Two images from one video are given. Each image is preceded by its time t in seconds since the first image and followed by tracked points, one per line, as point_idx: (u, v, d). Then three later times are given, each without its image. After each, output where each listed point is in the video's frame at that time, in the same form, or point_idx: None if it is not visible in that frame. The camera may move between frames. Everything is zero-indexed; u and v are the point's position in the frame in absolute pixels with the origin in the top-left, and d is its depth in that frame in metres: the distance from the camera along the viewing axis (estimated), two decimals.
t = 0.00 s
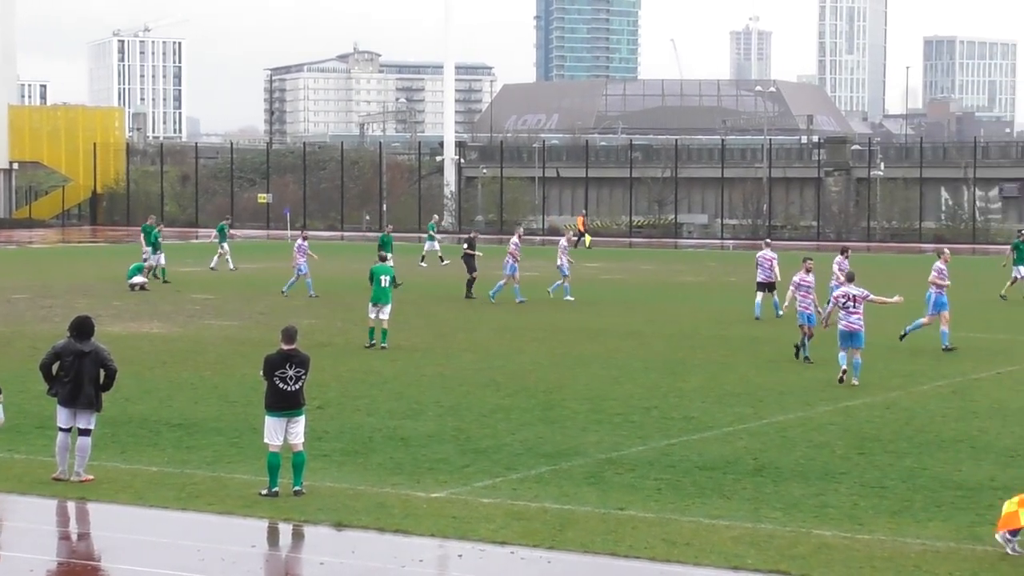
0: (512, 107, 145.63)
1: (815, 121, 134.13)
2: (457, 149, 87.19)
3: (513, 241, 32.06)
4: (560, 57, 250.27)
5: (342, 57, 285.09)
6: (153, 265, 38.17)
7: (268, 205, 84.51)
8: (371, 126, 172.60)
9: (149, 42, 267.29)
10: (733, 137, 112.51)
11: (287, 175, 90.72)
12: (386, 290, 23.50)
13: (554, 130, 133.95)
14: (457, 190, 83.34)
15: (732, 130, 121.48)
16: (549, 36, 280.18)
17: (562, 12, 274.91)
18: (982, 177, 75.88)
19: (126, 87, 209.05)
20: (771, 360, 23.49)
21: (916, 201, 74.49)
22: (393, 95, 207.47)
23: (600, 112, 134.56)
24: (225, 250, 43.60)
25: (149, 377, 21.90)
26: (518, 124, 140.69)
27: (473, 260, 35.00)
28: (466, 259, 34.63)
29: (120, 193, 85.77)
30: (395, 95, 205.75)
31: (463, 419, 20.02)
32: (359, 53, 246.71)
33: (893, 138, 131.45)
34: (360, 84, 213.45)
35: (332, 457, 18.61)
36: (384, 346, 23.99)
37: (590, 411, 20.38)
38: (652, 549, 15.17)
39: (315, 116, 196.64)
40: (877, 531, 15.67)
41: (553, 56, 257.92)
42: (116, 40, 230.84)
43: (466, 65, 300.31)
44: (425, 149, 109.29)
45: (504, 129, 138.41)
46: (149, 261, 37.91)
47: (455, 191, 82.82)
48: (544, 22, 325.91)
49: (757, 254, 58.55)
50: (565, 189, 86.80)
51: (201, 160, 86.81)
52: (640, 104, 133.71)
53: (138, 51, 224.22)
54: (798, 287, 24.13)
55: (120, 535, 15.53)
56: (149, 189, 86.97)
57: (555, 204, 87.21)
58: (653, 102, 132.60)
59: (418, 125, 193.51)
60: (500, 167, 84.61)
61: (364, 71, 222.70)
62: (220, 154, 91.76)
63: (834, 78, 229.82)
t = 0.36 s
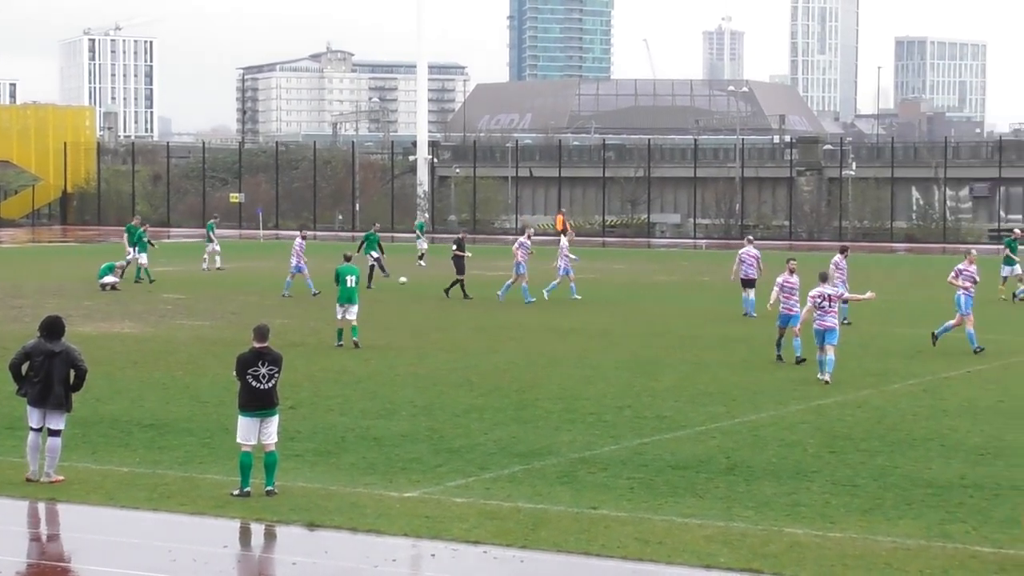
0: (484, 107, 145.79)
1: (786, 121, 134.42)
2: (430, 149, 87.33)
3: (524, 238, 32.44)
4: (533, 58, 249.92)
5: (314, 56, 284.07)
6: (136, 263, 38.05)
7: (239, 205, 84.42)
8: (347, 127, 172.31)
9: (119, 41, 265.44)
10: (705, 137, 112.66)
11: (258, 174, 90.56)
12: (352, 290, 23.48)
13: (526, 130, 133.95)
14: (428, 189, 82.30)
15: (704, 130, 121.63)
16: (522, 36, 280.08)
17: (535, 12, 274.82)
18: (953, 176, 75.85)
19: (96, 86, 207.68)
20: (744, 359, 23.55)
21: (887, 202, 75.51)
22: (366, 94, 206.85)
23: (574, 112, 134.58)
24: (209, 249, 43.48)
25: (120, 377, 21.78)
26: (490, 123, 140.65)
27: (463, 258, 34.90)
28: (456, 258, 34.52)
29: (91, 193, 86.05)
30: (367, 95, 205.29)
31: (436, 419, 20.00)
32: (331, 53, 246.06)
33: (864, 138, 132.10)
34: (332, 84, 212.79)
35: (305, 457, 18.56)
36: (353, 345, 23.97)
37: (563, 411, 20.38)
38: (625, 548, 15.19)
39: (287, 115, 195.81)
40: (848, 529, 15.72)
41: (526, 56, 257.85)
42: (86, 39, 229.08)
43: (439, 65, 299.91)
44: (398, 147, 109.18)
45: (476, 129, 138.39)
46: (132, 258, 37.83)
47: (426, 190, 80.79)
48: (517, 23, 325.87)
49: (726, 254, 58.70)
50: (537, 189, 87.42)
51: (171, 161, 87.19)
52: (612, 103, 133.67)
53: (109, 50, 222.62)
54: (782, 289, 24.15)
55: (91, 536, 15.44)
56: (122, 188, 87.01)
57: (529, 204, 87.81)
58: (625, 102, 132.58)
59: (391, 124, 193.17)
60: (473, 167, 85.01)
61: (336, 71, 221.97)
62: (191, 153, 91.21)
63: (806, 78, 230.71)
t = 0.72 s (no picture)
0: (423, 107, 145.24)
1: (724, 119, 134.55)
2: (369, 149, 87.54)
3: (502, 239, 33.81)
4: (475, 58, 250.24)
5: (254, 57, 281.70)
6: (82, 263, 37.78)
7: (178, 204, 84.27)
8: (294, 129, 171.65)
9: (56, 39, 261.23)
10: (643, 136, 113.06)
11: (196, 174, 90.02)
12: (284, 289, 23.80)
13: (466, 130, 133.89)
14: (368, 190, 84.11)
15: (642, 130, 122.09)
16: (462, 37, 279.26)
17: (474, 11, 274.08)
18: (890, 177, 76.96)
19: (32, 84, 203.95)
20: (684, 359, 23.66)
21: (825, 202, 76.73)
22: (306, 92, 205.72)
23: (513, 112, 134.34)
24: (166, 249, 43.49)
25: (54, 378, 21.59)
26: (431, 124, 140.61)
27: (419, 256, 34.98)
28: (410, 257, 34.53)
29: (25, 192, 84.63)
30: (306, 94, 203.96)
31: (375, 418, 19.98)
32: (271, 51, 243.96)
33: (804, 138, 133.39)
34: (271, 83, 210.88)
35: (242, 457, 18.46)
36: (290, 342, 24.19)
37: (502, 410, 20.38)
38: (563, 547, 15.18)
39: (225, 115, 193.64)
40: (784, 528, 15.74)
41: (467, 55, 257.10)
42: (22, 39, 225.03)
43: (381, 65, 298.59)
44: (335, 146, 108.84)
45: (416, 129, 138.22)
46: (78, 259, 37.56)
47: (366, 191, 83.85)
48: (463, 22, 324.71)
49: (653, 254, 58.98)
50: (477, 189, 87.93)
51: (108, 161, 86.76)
52: (549, 103, 133.22)
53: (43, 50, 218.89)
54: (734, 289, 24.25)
55: (23, 539, 15.30)
56: (56, 187, 85.89)
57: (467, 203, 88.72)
58: (563, 102, 132.31)
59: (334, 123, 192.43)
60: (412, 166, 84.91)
61: (274, 70, 219.95)
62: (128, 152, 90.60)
63: (751, 77, 232.65)
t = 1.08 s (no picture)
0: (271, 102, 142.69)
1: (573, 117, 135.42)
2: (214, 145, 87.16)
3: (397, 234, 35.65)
4: (317, 62, 249.31)
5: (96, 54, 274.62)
6: None
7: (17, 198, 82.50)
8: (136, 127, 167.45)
9: None
10: (489, 133, 114.04)
11: (35, 169, 87.70)
12: (128, 286, 24.16)
13: (310, 125, 132.03)
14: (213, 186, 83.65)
15: (490, 127, 123.63)
16: (309, 35, 276.60)
17: (321, 9, 272.01)
18: (735, 174, 81.12)
19: None
20: (533, 360, 23.98)
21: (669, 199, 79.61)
22: (152, 88, 201.86)
23: (360, 108, 133.57)
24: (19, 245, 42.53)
25: None
26: (274, 119, 136.36)
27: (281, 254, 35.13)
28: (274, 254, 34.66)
29: None
30: (150, 90, 199.95)
31: (217, 416, 19.86)
32: (117, 46, 238.14)
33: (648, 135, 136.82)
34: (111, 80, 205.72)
35: (82, 457, 17.87)
36: (131, 338, 24.70)
37: (347, 407, 20.45)
38: (408, 544, 13.82)
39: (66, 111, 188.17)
40: (644, 524, 14.48)
41: (319, 53, 255.14)
42: None
43: (228, 62, 293.74)
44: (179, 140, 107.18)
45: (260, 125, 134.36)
46: None
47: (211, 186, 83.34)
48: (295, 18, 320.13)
49: (485, 255, 59.63)
50: (324, 185, 89.29)
51: None
52: (398, 100, 133.22)
53: None
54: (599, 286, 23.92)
55: None
56: None
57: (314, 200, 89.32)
58: (410, 99, 132.47)
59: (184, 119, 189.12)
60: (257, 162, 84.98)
61: (114, 65, 214.35)
62: None
63: (595, 78, 237.30)
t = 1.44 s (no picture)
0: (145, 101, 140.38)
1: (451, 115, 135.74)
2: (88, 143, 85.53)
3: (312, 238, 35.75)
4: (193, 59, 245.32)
5: None
6: None
7: None
8: None
9: None
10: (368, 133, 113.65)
11: None
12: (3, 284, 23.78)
13: (188, 123, 130.50)
14: (88, 185, 80.39)
15: (369, 126, 123.20)
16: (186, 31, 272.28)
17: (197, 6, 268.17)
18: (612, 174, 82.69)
19: None
20: (414, 360, 24.25)
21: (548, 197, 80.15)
22: (23, 84, 196.89)
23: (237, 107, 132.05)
24: None
25: None
26: (152, 118, 135.29)
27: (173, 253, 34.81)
28: (166, 254, 34.37)
29: None
30: (20, 87, 194.89)
31: (94, 418, 19.63)
32: None
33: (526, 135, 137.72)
34: None
35: None
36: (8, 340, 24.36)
37: (226, 408, 20.40)
38: (288, 545, 13.96)
39: None
40: (512, 522, 14.82)
41: (195, 52, 251.42)
42: None
43: (102, 59, 287.77)
44: (51, 139, 104.74)
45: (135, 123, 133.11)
46: None
47: (86, 185, 80.10)
48: (170, 16, 314.98)
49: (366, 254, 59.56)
50: (200, 183, 88.18)
51: None
52: (275, 98, 131.86)
53: None
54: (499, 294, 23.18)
55: None
56: None
57: (191, 199, 88.16)
58: (288, 98, 131.33)
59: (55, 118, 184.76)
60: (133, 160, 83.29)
61: None
62: None
63: (471, 77, 238.09)
